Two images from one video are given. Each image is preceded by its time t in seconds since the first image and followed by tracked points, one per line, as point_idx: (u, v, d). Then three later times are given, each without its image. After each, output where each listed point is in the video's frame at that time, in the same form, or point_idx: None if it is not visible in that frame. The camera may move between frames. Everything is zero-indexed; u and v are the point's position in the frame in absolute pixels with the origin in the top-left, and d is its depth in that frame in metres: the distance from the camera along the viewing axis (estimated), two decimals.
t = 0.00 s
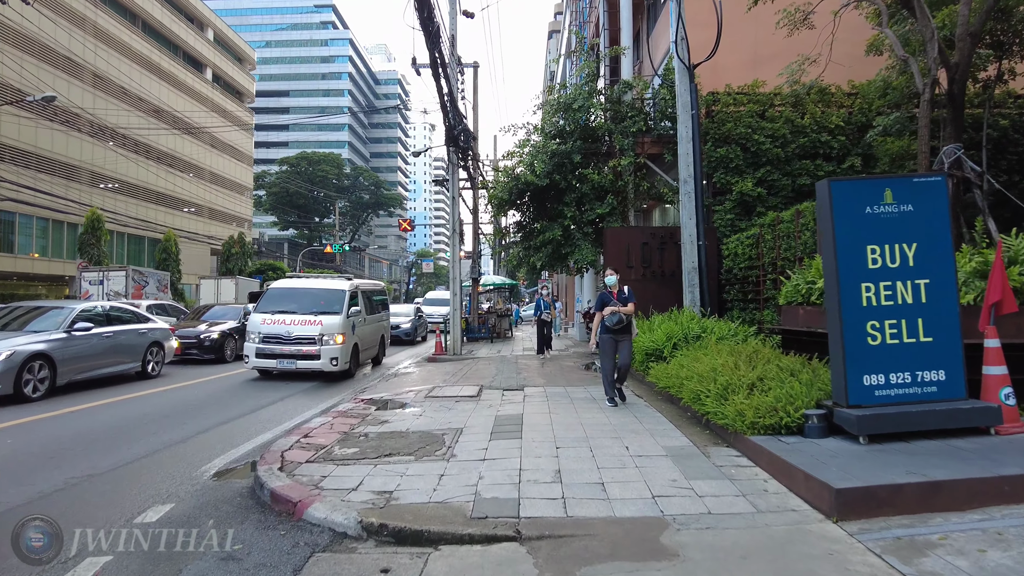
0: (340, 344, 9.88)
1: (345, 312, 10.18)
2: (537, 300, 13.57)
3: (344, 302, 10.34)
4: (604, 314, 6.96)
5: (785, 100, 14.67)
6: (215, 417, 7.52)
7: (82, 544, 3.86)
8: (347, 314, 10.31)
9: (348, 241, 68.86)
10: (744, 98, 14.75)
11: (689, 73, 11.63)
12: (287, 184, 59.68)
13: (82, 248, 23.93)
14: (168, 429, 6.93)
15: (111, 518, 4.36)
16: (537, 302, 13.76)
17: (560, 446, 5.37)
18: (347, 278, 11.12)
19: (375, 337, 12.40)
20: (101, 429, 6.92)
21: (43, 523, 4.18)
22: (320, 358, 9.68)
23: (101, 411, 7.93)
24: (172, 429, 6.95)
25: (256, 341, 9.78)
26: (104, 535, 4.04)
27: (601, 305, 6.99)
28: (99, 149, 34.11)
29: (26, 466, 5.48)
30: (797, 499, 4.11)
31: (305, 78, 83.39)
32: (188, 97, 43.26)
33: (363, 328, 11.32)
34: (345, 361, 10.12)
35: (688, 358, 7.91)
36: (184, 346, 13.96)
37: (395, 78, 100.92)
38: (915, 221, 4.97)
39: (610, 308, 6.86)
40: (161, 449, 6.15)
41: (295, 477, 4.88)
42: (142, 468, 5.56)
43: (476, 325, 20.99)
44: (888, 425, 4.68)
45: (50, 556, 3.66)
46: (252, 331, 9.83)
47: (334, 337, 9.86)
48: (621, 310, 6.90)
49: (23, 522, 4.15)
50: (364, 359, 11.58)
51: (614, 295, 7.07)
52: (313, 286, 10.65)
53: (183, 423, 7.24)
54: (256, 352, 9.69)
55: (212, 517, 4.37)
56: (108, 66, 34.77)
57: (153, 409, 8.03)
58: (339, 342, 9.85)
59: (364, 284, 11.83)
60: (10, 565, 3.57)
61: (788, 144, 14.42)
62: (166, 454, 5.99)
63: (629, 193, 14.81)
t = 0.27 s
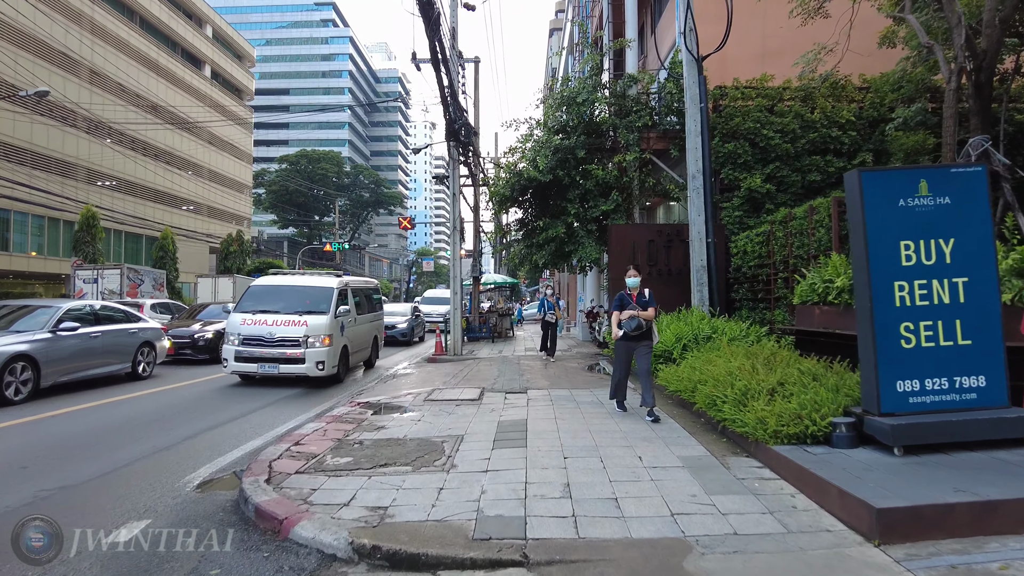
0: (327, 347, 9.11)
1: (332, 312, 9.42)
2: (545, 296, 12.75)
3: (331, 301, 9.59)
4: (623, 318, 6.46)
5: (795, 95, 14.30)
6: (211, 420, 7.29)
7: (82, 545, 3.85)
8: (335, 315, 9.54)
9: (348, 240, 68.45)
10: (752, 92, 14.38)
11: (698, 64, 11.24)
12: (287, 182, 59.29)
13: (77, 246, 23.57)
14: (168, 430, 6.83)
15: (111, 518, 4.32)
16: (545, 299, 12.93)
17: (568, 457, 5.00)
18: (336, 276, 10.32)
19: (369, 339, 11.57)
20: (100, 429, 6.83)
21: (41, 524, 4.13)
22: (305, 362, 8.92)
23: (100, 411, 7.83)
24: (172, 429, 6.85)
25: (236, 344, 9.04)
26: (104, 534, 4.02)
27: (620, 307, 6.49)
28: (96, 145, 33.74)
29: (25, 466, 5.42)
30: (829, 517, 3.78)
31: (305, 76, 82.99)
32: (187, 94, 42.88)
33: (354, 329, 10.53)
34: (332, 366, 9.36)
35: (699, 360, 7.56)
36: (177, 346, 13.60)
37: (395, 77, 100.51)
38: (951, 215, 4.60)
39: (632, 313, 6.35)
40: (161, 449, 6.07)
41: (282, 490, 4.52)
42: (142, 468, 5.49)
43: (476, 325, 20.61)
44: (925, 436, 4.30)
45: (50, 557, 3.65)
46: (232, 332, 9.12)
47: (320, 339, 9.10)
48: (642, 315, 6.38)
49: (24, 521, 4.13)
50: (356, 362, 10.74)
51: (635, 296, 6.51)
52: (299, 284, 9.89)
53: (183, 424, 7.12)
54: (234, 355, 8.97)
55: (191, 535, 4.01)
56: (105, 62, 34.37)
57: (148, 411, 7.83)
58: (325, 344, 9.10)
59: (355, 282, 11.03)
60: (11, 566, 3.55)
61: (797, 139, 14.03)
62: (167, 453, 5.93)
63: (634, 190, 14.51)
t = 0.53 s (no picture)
0: (310, 348, 8.51)
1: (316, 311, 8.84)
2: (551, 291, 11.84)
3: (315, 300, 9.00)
4: (643, 310, 5.78)
5: (802, 86, 13.95)
6: (200, 422, 6.98)
7: (84, 544, 3.79)
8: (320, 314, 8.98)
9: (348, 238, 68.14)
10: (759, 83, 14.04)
11: (705, 53, 10.88)
12: (286, 180, 58.89)
13: (71, 243, 23.28)
14: (158, 431, 6.59)
15: (111, 518, 4.25)
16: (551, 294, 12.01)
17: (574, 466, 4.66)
18: (322, 272, 9.74)
19: (358, 340, 11.00)
20: (91, 432, 6.64)
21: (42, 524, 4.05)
22: (286, 365, 8.32)
23: (91, 412, 7.62)
24: (160, 432, 6.61)
25: (212, 345, 8.41)
26: (108, 534, 3.96)
27: (638, 299, 5.84)
28: (92, 142, 33.38)
29: (20, 467, 5.31)
30: (861, 531, 3.47)
31: (305, 73, 82.57)
32: (184, 90, 42.50)
33: (342, 329, 9.94)
34: (317, 368, 8.75)
35: (709, 360, 7.22)
36: (169, 345, 13.25)
37: (395, 74, 100.07)
38: (987, 203, 4.24)
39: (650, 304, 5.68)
40: (158, 449, 5.93)
41: (265, 503, 4.18)
42: (135, 470, 5.34)
43: (476, 323, 20.27)
44: (962, 443, 3.95)
45: (52, 556, 3.59)
46: (208, 333, 8.50)
47: (303, 340, 8.50)
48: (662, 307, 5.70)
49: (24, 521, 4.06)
50: (344, 364, 10.19)
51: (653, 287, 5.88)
52: (281, 280, 9.27)
53: (174, 425, 6.87)
54: (210, 358, 8.37)
55: (165, 552, 3.67)
56: (101, 58, 33.94)
57: (136, 412, 7.53)
58: (309, 345, 8.48)
59: (343, 279, 10.44)
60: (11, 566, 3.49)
61: (805, 132, 13.68)
62: (159, 455, 5.76)
63: (637, 184, 14.13)
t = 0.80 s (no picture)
0: (293, 353, 7.77)
1: (300, 311, 8.13)
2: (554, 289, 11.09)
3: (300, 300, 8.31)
4: (664, 317, 5.03)
5: (809, 80, 13.59)
6: (188, 426, 6.68)
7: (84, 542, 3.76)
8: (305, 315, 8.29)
9: (347, 237, 67.82)
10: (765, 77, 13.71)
11: (711, 45, 10.55)
12: (286, 179, 58.55)
13: (66, 242, 22.93)
14: (150, 434, 6.36)
15: (113, 517, 4.20)
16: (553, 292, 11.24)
17: (581, 477, 4.34)
18: (308, 270, 9.04)
19: (349, 343, 10.32)
20: (93, 431, 6.53)
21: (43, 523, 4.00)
22: (266, 371, 7.56)
23: (90, 413, 7.46)
24: (155, 434, 6.40)
25: (185, 349, 7.66)
26: (108, 533, 3.91)
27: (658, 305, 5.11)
28: (89, 141, 33.07)
29: (22, 467, 5.24)
30: (897, 550, 3.18)
31: (304, 73, 82.28)
32: (183, 89, 42.20)
33: (330, 331, 9.24)
34: (301, 374, 8.02)
35: (720, 362, 6.91)
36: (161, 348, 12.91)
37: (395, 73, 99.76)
38: None
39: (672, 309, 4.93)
40: (151, 452, 5.74)
41: (247, 520, 3.85)
42: (137, 470, 5.23)
43: (476, 323, 19.94)
44: (1007, 455, 3.62)
45: (52, 555, 3.57)
46: (181, 336, 7.76)
47: (284, 344, 7.76)
48: (687, 311, 4.94)
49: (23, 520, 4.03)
50: (333, 369, 9.51)
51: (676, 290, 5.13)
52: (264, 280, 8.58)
53: (165, 428, 6.61)
54: (183, 364, 7.62)
55: (137, 573, 3.37)
56: (97, 56, 33.61)
57: (123, 416, 7.23)
58: (291, 350, 7.74)
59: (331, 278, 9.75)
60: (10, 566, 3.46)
61: (813, 127, 13.33)
62: (160, 456, 5.62)
63: (641, 181, 13.83)
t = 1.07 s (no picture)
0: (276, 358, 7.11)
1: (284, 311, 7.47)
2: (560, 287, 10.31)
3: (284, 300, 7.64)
4: (694, 317, 4.55)
5: (820, 75, 13.22)
6: (178, 432, 6.35)
7: (81, 545, 3.72)
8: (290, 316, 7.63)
9: (348, 237, 67.47)
10: (775, 71, 13.38)
11: (722, 36, 10.19)
12: (286, 178, 58.22)
13: (61, 242, 22.58)
14: (140, 439, 6.08)
15: (114, 516, 4.19)
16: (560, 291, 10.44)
17: (595, 492, 4.03)
18: (294, 267, 8.36)
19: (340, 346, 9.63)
20: (89, 432, 6.35)
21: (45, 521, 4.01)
22: (245, 378, 6.89)
23: (84, 415, 7.24)
24: (148, 438, 6.13)
25: (157, 353, 6.99)
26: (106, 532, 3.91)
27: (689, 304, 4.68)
28: (87, 140, 32.74)
29: (23, 464, 5.21)
30: None
31: (305, 73, 81.98)
32: (182, 88, 41.85)
33: (318, 334, 8.55)
34: (285, 381, 7.34)
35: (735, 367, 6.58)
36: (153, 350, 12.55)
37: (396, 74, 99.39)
38: None
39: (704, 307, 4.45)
40: (143, 456, 5.51)
41: (229, 542, 3.50)
42: (130, 475, 5.04)
43: (478, 324, 19.58)
44: None
45: (50, 557, 3.54)
46: (154, 338, 7.10)
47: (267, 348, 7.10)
48: (721, 310, 4.44)
49: (23, 521, 3.99)
50: (321, 375, 8.82)
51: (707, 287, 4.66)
52: (245, 277, 7.90)
53: (154, 433, 6.32)
54: (155, 369, 6.96)
55: None
56: (95, 54, 33.24)
57: (110, 420, 6.90)
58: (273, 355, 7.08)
59: (320, 276, 9.06)
60: (9, 568, 3.44)
61: (824, 122, 12.97)
62: (154, 460, 5.41)
63: (647, 177, 13.59)
